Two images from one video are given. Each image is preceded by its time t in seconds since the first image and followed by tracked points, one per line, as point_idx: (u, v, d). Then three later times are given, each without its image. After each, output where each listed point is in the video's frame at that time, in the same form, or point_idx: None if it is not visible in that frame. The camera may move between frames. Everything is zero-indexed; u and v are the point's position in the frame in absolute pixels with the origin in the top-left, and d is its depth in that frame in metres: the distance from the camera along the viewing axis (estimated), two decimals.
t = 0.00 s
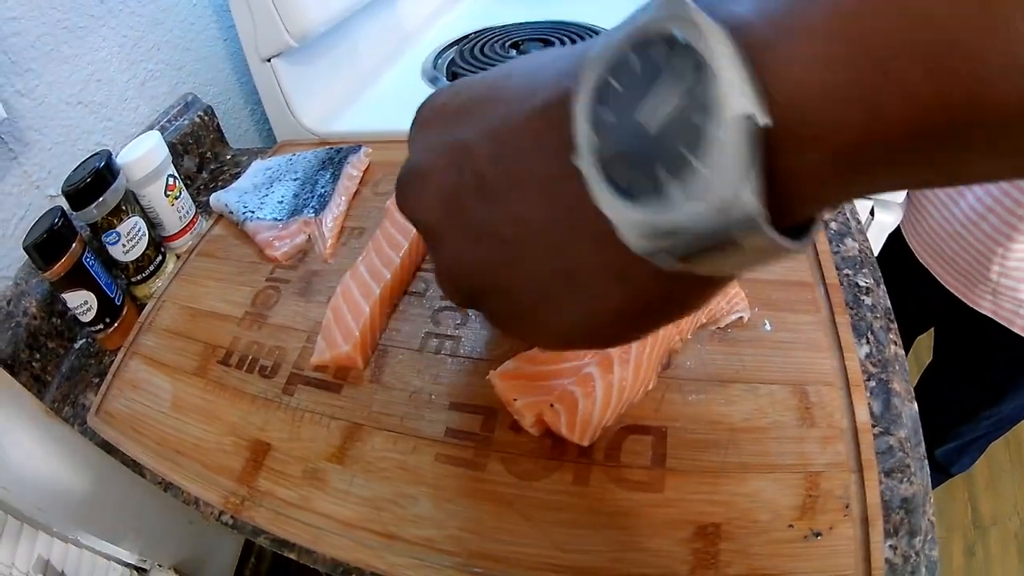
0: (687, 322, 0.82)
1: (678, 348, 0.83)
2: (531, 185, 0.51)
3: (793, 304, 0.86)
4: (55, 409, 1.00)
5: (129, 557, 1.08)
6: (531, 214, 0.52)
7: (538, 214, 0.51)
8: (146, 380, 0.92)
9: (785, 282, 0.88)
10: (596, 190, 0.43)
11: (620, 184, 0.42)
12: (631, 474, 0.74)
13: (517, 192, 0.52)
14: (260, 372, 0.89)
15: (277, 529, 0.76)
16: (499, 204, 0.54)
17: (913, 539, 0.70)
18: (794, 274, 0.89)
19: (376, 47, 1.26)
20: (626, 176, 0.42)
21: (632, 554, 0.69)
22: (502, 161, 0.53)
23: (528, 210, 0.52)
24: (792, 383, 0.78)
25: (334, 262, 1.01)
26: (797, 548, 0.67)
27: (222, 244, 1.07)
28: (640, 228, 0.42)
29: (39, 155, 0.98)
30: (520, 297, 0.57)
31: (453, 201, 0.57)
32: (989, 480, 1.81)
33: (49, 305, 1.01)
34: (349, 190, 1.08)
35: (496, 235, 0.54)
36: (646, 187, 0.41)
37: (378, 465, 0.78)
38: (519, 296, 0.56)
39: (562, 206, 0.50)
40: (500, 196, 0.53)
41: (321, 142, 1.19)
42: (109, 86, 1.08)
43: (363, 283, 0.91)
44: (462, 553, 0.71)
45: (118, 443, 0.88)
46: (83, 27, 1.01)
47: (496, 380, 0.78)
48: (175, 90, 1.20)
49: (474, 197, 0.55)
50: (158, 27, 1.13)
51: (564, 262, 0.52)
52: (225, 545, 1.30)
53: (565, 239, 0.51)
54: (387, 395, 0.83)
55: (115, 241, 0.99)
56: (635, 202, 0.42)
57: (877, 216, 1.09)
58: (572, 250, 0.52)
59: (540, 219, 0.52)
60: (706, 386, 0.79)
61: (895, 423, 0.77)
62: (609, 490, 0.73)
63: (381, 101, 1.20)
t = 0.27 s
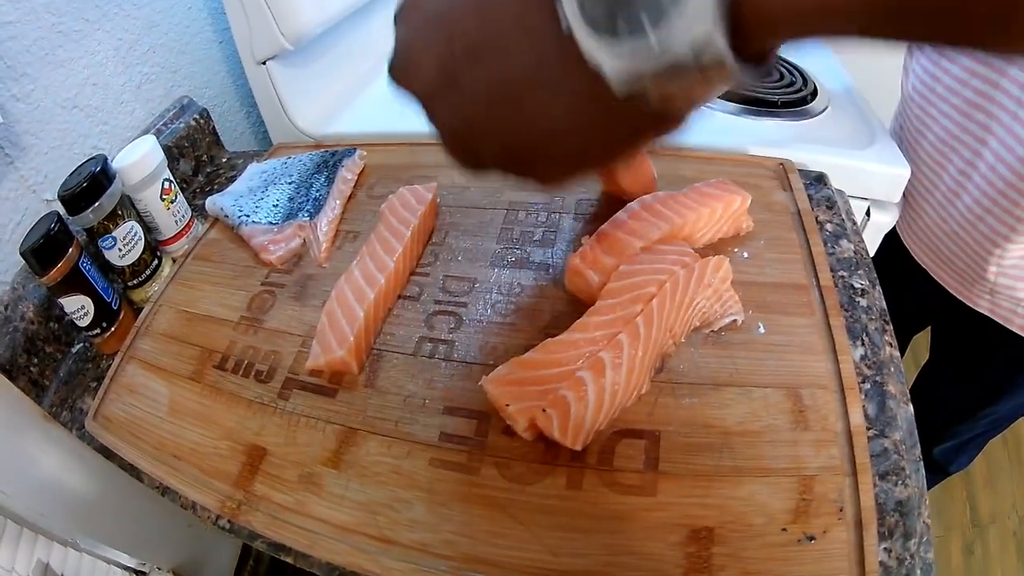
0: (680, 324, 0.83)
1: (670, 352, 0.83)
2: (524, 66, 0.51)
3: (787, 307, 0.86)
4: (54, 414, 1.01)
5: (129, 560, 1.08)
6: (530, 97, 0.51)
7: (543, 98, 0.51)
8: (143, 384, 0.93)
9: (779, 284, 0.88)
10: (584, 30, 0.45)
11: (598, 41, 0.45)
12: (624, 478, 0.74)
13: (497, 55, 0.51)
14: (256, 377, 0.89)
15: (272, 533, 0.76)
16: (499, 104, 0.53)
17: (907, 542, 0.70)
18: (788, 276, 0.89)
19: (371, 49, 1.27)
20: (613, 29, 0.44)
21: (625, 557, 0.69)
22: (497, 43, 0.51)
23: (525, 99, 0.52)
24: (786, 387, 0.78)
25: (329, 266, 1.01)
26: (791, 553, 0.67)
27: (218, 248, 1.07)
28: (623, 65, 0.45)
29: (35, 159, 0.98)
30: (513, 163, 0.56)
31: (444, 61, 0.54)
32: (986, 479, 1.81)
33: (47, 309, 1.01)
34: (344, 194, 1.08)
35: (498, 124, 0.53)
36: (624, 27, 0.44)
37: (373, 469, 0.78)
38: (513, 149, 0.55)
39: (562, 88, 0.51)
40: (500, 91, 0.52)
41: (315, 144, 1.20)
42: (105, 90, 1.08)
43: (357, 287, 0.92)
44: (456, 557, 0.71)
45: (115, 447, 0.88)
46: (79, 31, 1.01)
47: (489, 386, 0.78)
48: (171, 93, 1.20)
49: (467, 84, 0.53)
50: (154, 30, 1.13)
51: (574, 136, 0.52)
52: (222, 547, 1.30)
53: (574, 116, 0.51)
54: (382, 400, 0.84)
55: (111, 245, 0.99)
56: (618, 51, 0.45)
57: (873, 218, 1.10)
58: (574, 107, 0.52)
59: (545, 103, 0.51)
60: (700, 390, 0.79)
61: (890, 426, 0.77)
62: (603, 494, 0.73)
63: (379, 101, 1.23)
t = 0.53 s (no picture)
0: (675, 331, 0.83)
1: (666, 358, 0.84)
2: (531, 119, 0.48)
3: (782, 312, 0.86)
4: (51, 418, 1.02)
5: (124, 564, 1.07)
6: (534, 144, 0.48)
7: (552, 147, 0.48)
8: (140, 389, 0.93)
9: (775, 290, 0.89)
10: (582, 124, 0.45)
11: (613, 133, 0.44)
12: (620, 484, 0.74)
13: (493, 130, 0.49)
14: (253, 382, 0.90)
15: (270, 538, 0.77)
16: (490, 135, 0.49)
17: (903, 546, 0.71)
18: (784, 282, 0.89)
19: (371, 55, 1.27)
20: (630, 120, 0.44)
21: (622, 562, 0.70)
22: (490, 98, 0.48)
23: (502, 148, 0.49)
24: (781, 393, 0.78)
25: (326, 271, 1.02)
26: (787, 557, 0.68)
27: (215, 252, 1.07)
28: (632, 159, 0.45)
29: (33, 163, 0.99)
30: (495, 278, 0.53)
31: (418, 133, 0.51)
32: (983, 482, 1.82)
33: (44, 313, 1.01)
34: (341, 200, 1.08)
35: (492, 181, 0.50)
36: (651, 130, 0.44)
37: (370, 474, 0.79)
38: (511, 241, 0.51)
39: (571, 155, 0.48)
40: (492, 130, 0.49)
41: (312, 149, 1.20)
42: (103, 95, 1.08)
43: (355, 294, 0.91)
44: (453, 562, 0.72)
45: (112, 452, 0.88)
46: (77, 35, 1.01)
47: (485, 394, 0.79)
48: (169, 98, 1.20)
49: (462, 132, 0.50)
50: (152, 35, 1.14)
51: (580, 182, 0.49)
52: (221, 552, 1.30)
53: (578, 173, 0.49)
54: (379, 405, 0.84)
55: (109, 250, 0.99)
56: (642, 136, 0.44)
57: (870, 223, 1.12)
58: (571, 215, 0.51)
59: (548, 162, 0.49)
60: (696, 395, 0.80)
61: (885, 431, 0.77)
62: (599, 499, 0.73)
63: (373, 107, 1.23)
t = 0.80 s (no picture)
0: (683, 326, 0.84)
1: (674, 353, 0.84)
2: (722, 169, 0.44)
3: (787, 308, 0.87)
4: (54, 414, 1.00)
5: (126, 561, 1.08)
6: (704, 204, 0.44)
7: (725, 211, 0.44)
8: (144, 384, 0.93)
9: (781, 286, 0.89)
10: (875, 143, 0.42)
11: (912, 148, 0.41)
12: (630, 478, 0.74)
13: (719, 137, 0.44)
14: (259, 377, 0.90)
15: (278, 533, 0.77)
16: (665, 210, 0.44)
17: (908, 539, 0.71)
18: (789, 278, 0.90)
19: (374, 53, 1.28)
20: (904, 137, 0.41)
21: (632, 556, 0.70)
22: (698, 113, 0.45)
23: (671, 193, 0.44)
24: (787, 387, 0.79)
25: (332, 267, 1.02)
26: (796, 551, 0.68)
27: (220, 248, 1.07)
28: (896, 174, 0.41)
29: (37, 158, 0.98)
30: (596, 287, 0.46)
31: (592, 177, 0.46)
32: (984, 482, 1.83)
33: (47, 308, 1.01)
34: (347, 196, 1.09)
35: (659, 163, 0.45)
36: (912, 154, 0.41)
37: (378, 469, 0.79)
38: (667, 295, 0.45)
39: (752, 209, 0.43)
40: (693, 186, 0.44)
41: (317, 146, 1.20)
42: (106, 90, 1.08)
43: (362, 289, 0.93)
44: (463, 557, 0.72)
45: (117, 447, 0.88)
46: (81, 30, 1.01)
47: (495, 388, 0.78)
48: (173, 94, 1.20)
49: (625, 186, 0.45)
50: (156, 31, 1.14)
51: (755, 242, 0.43)
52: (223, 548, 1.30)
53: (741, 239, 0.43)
54: (387, 400, 0.84)
55: (113, 245, 0.99)
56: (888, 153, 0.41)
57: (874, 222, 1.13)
58: (779, 241, 0.43)
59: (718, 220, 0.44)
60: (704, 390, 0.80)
61: (890, 426, 0.78)
62: (608, 494, 0.74)
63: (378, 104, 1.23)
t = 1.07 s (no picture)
0: (683, 328, 0.84)
1: (674, 355, 0.84)
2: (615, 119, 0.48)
3: (786, 310, 0.87)
4: (54, 414, 1.00)
5: (123, 562, 1.06)
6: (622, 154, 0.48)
7: (614, 151, 0.48)
8: (144, 385, 0.93)
9: (779, 288, 0.90)
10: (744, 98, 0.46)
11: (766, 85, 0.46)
12: (630, 479, 0.75)
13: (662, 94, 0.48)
14: (259, 378, 0.90)
15: (278, 535, 0.77)
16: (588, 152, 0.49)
17: (907, 540, 0.71)
18: (788, 280, 0.90)
19: (374, 54, 1.28)
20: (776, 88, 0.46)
21: (633, 557, 0.70)
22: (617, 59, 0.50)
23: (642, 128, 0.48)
24: (787, 389, 0.79)
25: (333, 268, 1.02)
26: (797, 551, 0.68)
27: (220, 249, 1.07)
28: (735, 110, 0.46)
29: (37, 159, 0.98)
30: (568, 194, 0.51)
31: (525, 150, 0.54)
32: (982, 484, 1.84)
33: (47, 309, 1.01)
34: (348, 197, 1.09)
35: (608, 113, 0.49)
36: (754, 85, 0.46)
37: (379, 470, 0.79)
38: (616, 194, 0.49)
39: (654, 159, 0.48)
40: (592, 127, 0.49)
41: (316, 147, 1.20)
42: (106, 90, 1.08)
43: (363, 291, 0.93)
44: (464, 558, 0.72)
45: (116, 448, 0.88)
46: (82, 30, 1.01)
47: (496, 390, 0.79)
48: (173, 94, 1.20)
49: (553, 147, 0.51)
50: (156, 31, 1.14)
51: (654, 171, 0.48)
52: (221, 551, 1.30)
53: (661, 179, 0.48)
54: (387, 402, 0.84)
55: (114, 246, 0.99)
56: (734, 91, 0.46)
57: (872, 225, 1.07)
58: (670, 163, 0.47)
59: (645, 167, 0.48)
60: (704, 392, 0.81)
61: (889, 427, 0.78)
62: (609, 494, 0.74)
63: (376, 106, 1.23)
